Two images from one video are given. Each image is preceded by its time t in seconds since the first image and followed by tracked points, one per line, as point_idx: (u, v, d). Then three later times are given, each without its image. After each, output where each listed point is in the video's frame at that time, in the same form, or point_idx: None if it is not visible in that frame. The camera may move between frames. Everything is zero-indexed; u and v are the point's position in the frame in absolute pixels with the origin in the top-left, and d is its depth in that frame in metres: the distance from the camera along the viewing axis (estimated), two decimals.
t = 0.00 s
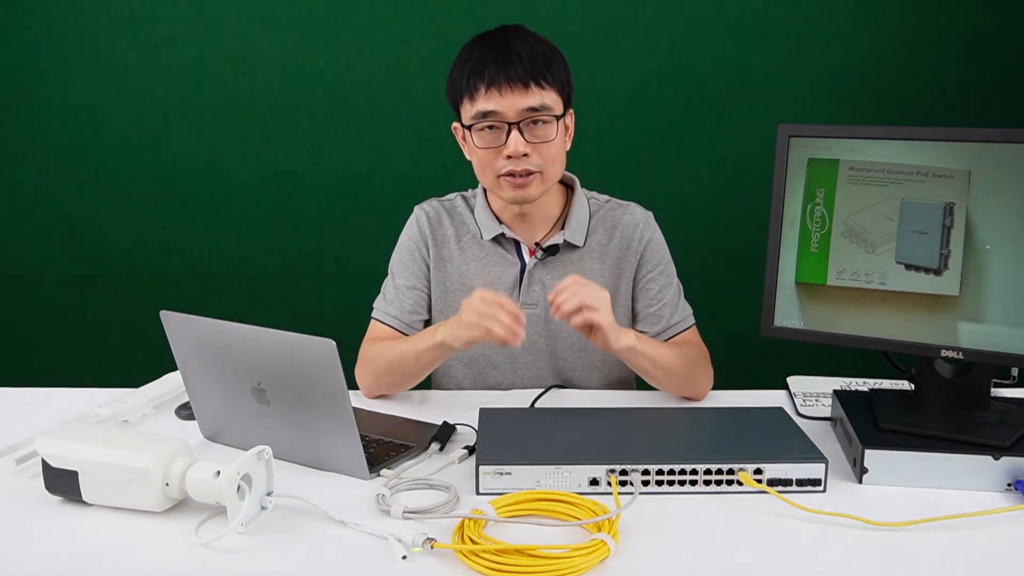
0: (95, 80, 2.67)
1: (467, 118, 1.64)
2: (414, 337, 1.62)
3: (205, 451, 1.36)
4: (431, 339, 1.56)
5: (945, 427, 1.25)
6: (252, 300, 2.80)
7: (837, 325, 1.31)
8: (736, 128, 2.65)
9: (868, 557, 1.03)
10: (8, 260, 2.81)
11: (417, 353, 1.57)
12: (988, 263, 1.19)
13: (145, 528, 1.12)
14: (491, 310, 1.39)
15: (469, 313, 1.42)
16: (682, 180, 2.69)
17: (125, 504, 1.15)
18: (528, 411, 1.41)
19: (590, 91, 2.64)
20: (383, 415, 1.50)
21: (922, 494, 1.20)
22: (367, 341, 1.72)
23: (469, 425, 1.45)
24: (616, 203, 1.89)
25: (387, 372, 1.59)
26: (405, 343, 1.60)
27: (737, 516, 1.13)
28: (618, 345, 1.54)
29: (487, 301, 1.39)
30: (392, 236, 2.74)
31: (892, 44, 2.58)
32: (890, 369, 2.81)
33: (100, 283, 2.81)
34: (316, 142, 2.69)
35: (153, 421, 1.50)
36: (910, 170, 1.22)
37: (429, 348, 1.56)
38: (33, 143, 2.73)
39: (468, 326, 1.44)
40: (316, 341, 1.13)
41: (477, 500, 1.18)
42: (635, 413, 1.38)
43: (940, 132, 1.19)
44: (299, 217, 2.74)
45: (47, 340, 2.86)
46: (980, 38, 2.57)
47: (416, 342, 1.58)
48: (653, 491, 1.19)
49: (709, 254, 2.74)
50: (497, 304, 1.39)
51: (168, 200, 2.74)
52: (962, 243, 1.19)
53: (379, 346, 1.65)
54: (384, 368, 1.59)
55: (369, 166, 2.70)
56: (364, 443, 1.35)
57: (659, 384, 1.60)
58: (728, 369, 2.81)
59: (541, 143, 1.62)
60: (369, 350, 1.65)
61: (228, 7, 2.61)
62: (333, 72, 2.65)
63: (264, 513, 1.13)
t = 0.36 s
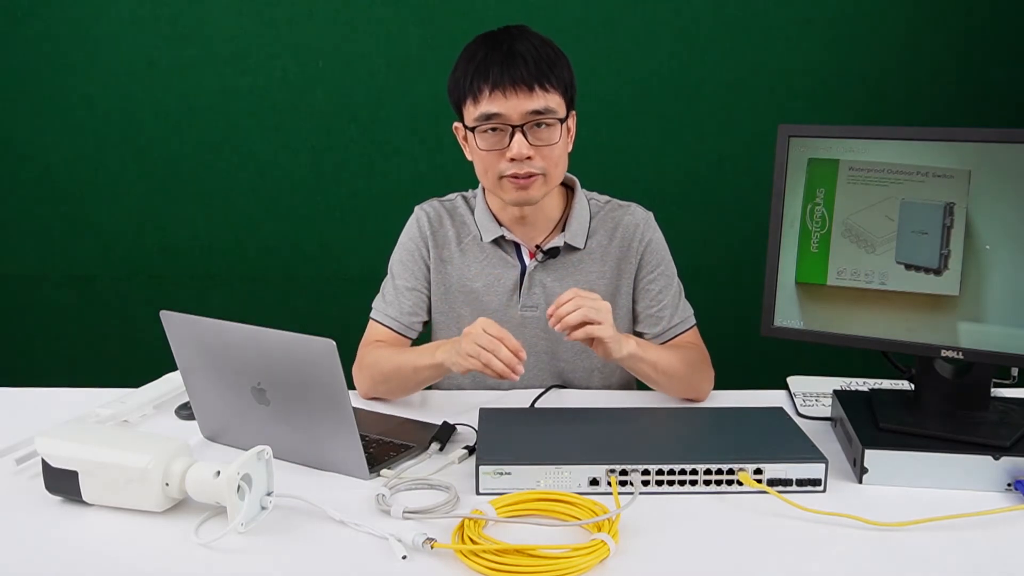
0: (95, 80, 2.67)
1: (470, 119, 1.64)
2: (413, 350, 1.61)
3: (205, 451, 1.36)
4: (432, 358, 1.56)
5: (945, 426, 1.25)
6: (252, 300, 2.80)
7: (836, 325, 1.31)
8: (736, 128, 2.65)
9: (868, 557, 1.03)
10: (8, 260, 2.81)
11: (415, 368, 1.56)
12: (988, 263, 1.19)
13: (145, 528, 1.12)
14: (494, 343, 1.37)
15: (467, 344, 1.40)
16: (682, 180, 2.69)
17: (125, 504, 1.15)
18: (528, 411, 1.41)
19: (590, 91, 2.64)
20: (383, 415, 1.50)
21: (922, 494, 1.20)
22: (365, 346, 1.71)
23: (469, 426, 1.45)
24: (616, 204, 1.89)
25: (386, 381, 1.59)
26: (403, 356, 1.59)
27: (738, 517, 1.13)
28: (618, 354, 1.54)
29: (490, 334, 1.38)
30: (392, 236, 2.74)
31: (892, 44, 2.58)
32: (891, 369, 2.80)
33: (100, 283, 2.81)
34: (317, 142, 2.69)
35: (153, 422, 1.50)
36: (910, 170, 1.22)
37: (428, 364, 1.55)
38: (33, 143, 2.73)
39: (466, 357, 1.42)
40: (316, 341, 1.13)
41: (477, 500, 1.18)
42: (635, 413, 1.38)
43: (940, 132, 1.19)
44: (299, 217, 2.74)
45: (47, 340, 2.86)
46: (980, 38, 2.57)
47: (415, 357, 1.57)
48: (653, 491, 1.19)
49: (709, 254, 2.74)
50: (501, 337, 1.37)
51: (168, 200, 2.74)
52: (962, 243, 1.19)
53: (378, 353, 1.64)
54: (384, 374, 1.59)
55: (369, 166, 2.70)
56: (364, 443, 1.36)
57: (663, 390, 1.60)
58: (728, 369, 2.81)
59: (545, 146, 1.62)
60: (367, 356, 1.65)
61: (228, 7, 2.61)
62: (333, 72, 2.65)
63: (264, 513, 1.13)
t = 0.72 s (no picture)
0: (95, 80, 2.67)
1: (483, 119, 1.63)
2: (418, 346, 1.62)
3: (204, 451, 1.36)
4: (438, 351, 1.57)
5: (945, 427, 1.25)
6: (252, 300, 2.80)
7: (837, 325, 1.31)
8: (736, 128, 2.65)
9: (868, 557, 1.03)
10: (8, 260, 2.81)
11: (422, 362, 1.57)
12: (987, 263, 1.19)
13: (145, 528, 1.12)
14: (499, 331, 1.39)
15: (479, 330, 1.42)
16: (683, 181, 2.69)
17: (125, 504, 1.15)
18: (528, 410, 1.41)
19: (590, 91, 2.64)
20: (383, 415, 1.50)
21: (923, 494, 1.20)
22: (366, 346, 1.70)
23: (469, 426, 1.45)
24: (619, 204, 1.89)
25: (391, 377, 1.58)
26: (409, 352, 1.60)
27: (738, 517, 1.13)
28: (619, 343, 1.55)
29: (495, 326, 1.40)
30: (392, 236, 2.74)
31: (892, 44, 2.59)
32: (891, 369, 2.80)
33: (100, 283, 2.81)
34: (317, 142, 2.69)
35: (153, 422, 1.50)
36: (910, 170, 1.22)
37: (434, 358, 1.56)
38: (33, 143, 2.73)
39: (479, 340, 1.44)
40: (318, 342, 1.12)
41: (477, 500, 1.18)
42: (635, 413, 1.38)
43: (940, 132, 1.19)
44: (299, 217, 2.74)
45: (47, 341, 2.86)
46: (979, 39, 2.57)
47: (422, 351, 1.58)
48: (653, 491, 1.19)
49: (709, 254, 2.74)
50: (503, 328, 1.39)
51: (168, 200, 2.74)
52: (962, 243, 1.19)
53: (381, 351, 1.64)
54: (389, 370, 1.58)
55: (369, 166, 2.70)
56: (364, 443, 1.36)
57: (663, 385, 1.60)
58: (729, 369, 2.81)
59: (558, 147, 1.62)
60: (370, 355, 1.65)
61: (228, 7, 2.61)
62: (333, 72, 2.65)
63: (264, 513, 1.13)
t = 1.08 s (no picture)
0: (95, 80, 2.67)
1: (485, 126, 1.63)
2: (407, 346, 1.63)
3: (204, 451, 1.36)
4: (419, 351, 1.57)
5: (946, 427, 1.25)
6: (252, 300, 2.80)
7: (837, 325, 1.31)
8: (736, 127, 2.65)
9: (868, 557, 1.03)
10: (8, 260, 2.81)
11: (405, 363, 1.57)
12: (987, 263, 1.19)
13: (145, 528, 1.12)
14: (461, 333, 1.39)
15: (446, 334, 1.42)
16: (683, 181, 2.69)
17: (125, 504, 1.15)
18: (528, 410, 1.41)
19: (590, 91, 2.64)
20: (383, 415, 1.50)
21: (923, 494, 1.20)
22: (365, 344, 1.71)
23: (469, 426, 1.45)
24: (621, 204, 1.89)
25: (380, 378, 1.59)
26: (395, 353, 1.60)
27: (738, 517, 1.13)
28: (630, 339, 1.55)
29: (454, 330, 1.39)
30: (392, 236, 2.74)
31: (891, 44, 2.59)
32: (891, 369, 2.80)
33: (100, 283, 2.81)
34: (317, 142, 2.69)
35: (153, 422, 1.50)
36: (910, 170, 1.22)
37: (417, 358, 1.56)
38: (33, 143, 2.73)
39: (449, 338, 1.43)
40: (316, 341, 1.13)
41: (477, 500, 1.18)
42: (635, 413, 1.38)
43: (940, 132, 1.19)
44: (298, 217, 2.74)
45: (47, 341, 2.86)
46: (979, 39, 2.57)
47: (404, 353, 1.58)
48: (653, 491, 1.19)
49: (709, 254, 2.74)
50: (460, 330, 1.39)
51: (168, 201, 2.74)
52: (962, 243, 1.19)
53: (373, 351, 1.65)
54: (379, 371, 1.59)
55: (369, 166, 2.70)
56: (364, 443, 1.36)
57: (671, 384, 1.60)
58: (729, 368, 2.81)
59: (561, 155, 1.62)
60: (364, 354, 1.66)
61: (228, 7, 2.61)
62: (333, 72, 2.65)
63: (264, 513, 1.13)
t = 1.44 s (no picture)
0: (95, 80, 2.67)
1: (472, 111, 1.64)
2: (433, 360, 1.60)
3: (204, 451, 1.36)
4: (455, 370, 1.55)
5: (945, 427, 1.25)
6: (252, 300, 2.80)
7: (837, 325, 1.31)
8: (736, 128, 2.65)
9: (869, 557, 1.03)
10: (8, 260, 2.81)
11: (434, 378, 1.55)
12: (988, 264, 1.19)
13: (145, 528, 1.12)
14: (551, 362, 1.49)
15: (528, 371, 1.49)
16: (682, 180, 2.69)
17: (125, 504, 1.14)
18: (528, 410, 1.41)
19: (590, 91, 2.64)
20: (383, 415, 1.50)
21: (923, 494, 1.20)
22: (366, 348, 1.69)
23: (469, 426, 1.45)
24: (614, 203, 1.89)
25: (399, 387, 1.56)
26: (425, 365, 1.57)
27: (739, 516, 1.13)
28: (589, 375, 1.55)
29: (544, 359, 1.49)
30: (392, 236, 2.74)
31: (891, 43, 2.59)
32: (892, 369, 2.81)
33: (100, 283, 2.81)
34: (316, 142, 2.69)
35: (153, 422, 1.50)
36: (910, 170, 1.22)
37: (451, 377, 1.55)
38: (33, 143, 2.73)
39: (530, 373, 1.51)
40: (315, 340, 1.13)
41: (477, 500, 1.18)
42: (635, 413, 1.38)
43: (940, 133, 1.19)
44: (298, 217, 2.74)
45: (47, 340, 2.86)
46: (979, 39, 2.57)
47: (436, 367, 1.56)
48: (653, 491, 1.19)
49: (709, 254, 2.74)
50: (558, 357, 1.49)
51: (168, 200, 2.74)
52: (962, 243, 1.19)
53: (390, 358, 1.62)
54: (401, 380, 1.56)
55: (369, 166, 2.70)
56: (364, 443, 1.36)
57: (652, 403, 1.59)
58: (728, 368, 2.81)
59: (547, 140, 1.62)
60: (377, 361, 1.62)
61: (228, 7, 2.61)
62: (333, 71, 2.65)
63: (264, 513, 1.13)
